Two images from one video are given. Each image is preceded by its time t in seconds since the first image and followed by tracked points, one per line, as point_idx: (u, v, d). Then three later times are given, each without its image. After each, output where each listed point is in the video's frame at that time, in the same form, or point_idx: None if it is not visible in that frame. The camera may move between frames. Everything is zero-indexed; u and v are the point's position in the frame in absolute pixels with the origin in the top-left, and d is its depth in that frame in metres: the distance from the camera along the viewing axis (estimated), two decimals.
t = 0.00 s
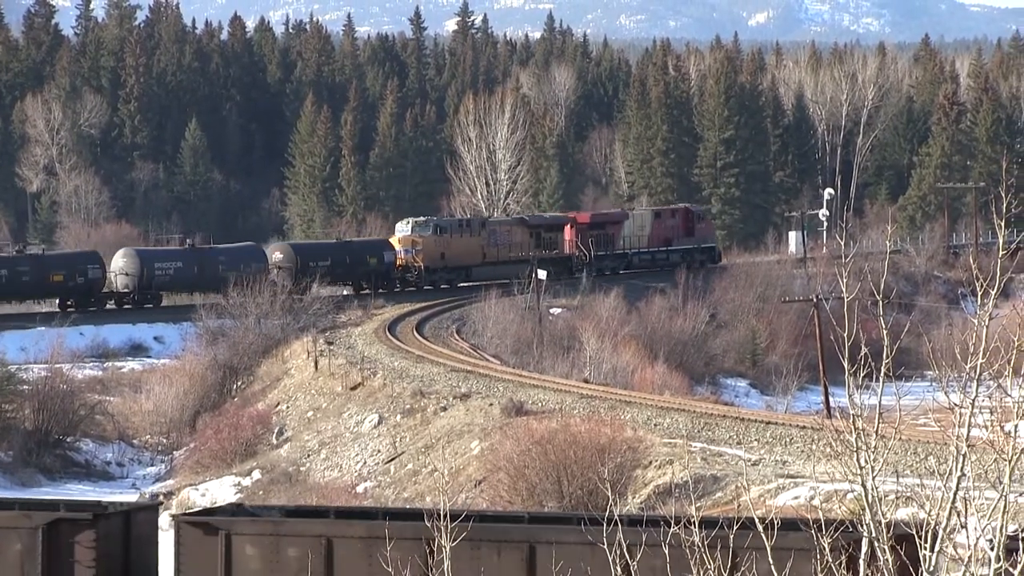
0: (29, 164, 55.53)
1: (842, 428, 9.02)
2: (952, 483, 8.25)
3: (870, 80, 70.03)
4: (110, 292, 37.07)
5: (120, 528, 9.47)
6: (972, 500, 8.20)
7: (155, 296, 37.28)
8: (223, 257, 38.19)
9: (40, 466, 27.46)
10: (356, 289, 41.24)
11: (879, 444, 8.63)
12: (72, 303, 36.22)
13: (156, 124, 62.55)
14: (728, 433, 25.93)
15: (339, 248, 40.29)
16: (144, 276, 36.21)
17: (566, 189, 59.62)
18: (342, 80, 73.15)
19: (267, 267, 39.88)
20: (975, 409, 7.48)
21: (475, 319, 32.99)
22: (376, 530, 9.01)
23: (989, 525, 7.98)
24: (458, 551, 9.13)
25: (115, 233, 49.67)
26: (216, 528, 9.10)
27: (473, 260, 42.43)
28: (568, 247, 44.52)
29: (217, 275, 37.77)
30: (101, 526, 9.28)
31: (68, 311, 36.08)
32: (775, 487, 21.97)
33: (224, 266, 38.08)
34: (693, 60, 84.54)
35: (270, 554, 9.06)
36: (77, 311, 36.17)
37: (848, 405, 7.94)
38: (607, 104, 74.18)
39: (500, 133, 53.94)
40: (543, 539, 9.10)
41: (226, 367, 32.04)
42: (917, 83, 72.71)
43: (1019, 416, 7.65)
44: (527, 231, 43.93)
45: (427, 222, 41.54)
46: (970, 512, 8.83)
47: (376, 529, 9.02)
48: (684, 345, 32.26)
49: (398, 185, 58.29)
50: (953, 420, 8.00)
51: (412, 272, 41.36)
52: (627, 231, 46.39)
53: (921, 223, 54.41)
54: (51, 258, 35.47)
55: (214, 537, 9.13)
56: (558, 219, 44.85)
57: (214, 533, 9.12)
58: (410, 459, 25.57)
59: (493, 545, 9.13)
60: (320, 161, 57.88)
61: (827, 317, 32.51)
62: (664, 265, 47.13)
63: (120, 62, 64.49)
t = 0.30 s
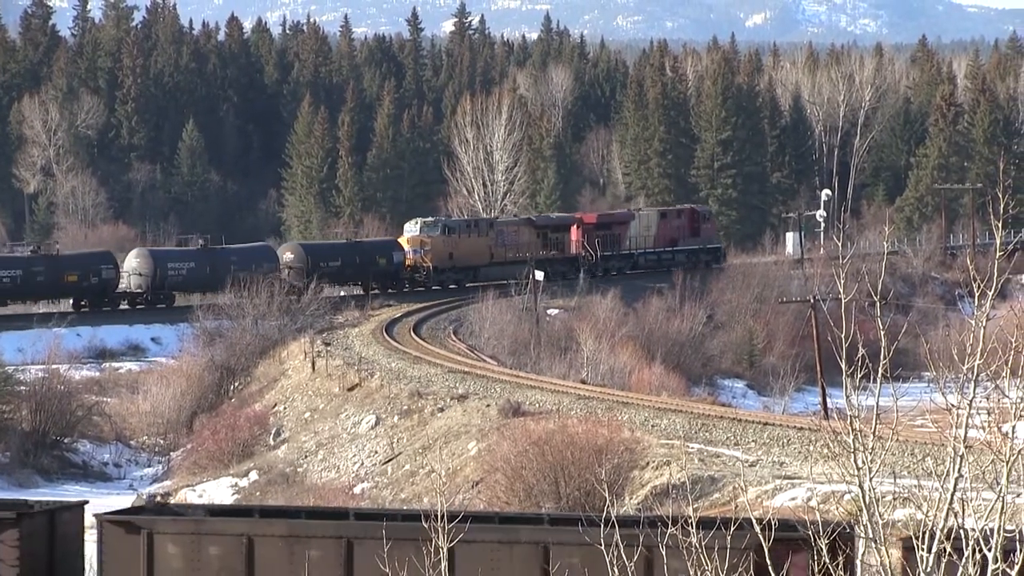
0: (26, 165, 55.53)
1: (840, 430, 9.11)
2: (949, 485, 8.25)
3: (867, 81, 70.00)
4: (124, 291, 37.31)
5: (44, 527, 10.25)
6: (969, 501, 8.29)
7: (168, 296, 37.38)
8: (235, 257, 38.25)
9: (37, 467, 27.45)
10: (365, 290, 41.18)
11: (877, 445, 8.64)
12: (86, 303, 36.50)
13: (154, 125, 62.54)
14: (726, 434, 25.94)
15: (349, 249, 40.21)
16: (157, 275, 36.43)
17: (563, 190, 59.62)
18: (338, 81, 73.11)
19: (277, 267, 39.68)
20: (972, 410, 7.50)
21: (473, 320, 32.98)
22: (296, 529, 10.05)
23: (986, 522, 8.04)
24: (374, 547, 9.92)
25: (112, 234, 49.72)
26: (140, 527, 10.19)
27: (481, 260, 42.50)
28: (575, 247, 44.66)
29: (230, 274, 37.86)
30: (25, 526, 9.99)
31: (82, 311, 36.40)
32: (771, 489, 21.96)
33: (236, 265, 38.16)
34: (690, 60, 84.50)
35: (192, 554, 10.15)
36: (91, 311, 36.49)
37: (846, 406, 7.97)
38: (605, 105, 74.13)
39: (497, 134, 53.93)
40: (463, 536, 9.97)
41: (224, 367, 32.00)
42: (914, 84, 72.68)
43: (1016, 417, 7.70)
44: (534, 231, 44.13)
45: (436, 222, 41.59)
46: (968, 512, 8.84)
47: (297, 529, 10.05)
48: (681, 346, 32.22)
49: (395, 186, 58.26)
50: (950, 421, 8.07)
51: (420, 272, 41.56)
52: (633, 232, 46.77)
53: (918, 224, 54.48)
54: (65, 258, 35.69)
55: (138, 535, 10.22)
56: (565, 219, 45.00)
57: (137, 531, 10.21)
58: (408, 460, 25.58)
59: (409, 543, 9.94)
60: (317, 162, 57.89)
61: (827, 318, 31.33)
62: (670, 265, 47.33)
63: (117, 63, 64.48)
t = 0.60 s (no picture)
0: (23, 166, 55.45)
1: (836, 429, 9.09)
2: (944, 485, 8.23)
3: (863, 82, 69.99)
4: (136, 292, 37.36)
5: None
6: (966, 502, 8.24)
7: (179, 296, 37.47)
8: (245, 257, 38.35)
9: (33, 469, 27.38)
10: (373, 289, 41.67)
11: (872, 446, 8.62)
12: (99, 303, 36.60)
13: (150, 127, 62.44)
14: (722, 435, 25.93)
15: (356, 249, 40.46)
16: (169, 276, 36.56)
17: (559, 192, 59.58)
18: (334, 83, 73.03)
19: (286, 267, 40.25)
20: (968, 411, 7.47)
21: (469, 322, 32.94)
22: (218, 528, 10.23)
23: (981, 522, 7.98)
24: (296, 546, 10.11)
25: (108, 236, 49.71)
26: (62, 527, 10.31)
27: (487, 261, 42.42)
28: (580, 248, 45.00)
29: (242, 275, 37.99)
30: None
31: (95, 311, 36.50)
32: (768, 489, 21.93)
33: (247, 266, 38.28)
34: (687, 62, 84.44)
35: (114, 553, 10.32)
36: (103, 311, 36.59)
37: (841, 408, 7.92)
38: (601, 107, 74.07)
39: (493, 135, 53.89)
40: (380, 536, 10.10)
41: (220, 369, 31.96)
42: (910, 86, 72.64)
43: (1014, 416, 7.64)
44: (540, 231, 44.14)
45: (443, 223, 41.59)
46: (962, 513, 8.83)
47: (217, 528, 10.23)
48: (677, 347, 32.22)
49: (391, 187, 58.20)
50: (948, 422, 8.01)
51: (428, 272, 41.66)
52: (638, 232, 47.28)
53: (914, 226, 54.49)
54: (78, 258, 35.69)
55: (61, 535, 10.33)
56: (570, 220, 45.14)
57: (60, 530, 10.32)
58: (404, 462, 25.56)
59: (330, 543, 10.13)
60: (313, 164, 57.84)
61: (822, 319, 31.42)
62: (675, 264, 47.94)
63: (113, 64, 64.38)
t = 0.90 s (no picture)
0: (13, 166, 55.35)
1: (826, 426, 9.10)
2: (936, 485, 8.22)
3: (854, 82, 70.04)
4: (142, 291, 37.26)
5: None
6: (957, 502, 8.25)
7: (185, 296, 37.43)
8: (251, 257, 38.27)
9: (24, 469, 27.29)
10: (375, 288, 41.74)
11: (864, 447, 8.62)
12: (105, 303, 36.55)
13: (141, 127, 62.36)
14: (714, 436, 25.93)
15: (360, 248, 40.32)
16: (176, 276, 36.60)
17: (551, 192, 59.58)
18: (326, 83, 72.98)
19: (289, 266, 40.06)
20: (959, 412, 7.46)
21: (461, 322, 32.93)
22: (134, 527, 10.39)
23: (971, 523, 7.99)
24: (214, 545, 10.32)
25: (99, 237, 49.54)
26: None
27: (489, 261, 42.73)
28: (581, 248, 45.07)
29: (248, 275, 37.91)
30: None
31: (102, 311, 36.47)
32: (759, 490, 21.94)
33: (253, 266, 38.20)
34: (678, 62, 84.48)
35: (32, 552, 10.47)
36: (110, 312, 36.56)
37: (833, 409, 7.92)
38: (593, 107, 74.03)
39: (485, 135, 53.89)
40: (296, 535, 10.29)
41: (211, 370, 31.92)
42: (902, 86, 72.71)
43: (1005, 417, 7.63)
44: (542, 231, 44.33)
45: (445, 223, 41.85)
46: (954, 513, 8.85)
47: (134, 527, 10.40)
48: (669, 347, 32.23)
49: (383, 187, 58.07)
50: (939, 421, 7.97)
51: (431, 272, 41.81)
52: (638, 232, 47.48)
53: (905, 226, 54.51)
54: (86, 258, 35.70)
55: None
56: (571, 220, 45.24)
57: None
58: (395, 462, 25.58)
59: (246, 543, 10.32)
60: (305, 164, 57.80)
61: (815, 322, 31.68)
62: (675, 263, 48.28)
63: (104, 64, 64.30)
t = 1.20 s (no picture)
0: None
1: (810, 431, 9.18)
2: (920, 486, 8.27)
3: (837, 83, 70.11)
4: (141, 292, 37.33)
5: None
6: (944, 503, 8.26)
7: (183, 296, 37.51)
8: (248, 257, 38.33)
9: (7, 471, 27.23)
10: (370, 288, 41.63)
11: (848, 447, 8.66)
12: (105, 303, 36.56)
13: (124, 128, 62.29)
14: (697, 437, 25.98)
15: (356, 249, 40.28)
16: (174, 276, 36.71)
17: (535, 193, 59.58)
18: (309, 85, 72.98)
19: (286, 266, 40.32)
20: (944, 411, 7.49)
21: (444, 323, 32.93)
22: (45, 527, 10.61)
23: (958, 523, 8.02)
24: (124, 545, 10.58)
25: (83, 237, 49.45)
26: None
27: (484, 261, 42.67)
28: (574, 249, 45.16)
29: (246, 275, 37.98)
30: None
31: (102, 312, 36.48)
32: (743, 490, 21.99)
33: (251, 266, 38.26)
34: (662, 63, 84.59)
35: None
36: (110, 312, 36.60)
37: (817, 409, 7.96)
38: (576, 108, 73.99)
39: (468, 137, 53.91)
40: (205, 535, 10.54)
41: (194, 371, 31.91)
42: (885, 87, 72.81)
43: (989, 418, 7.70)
44: (535, 232, 44.43)
45: (440, 223, 41.84)
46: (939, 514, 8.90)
47: (44, 527, 10.62)
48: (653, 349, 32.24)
49: (366, 189, 58.05)
50: (925, 422, 7.99)
51: (426, 273, 41.75)
52: (630, 233, 47.57)
53: (889, 227, 54.46)
54: (86, 258, 35.81)
55: None
56: (564, 220, 45.37)
57: None
58: (378, 463, 25.60)
59: (155, 542, 10.57)
60: (288, 165, 57.77)
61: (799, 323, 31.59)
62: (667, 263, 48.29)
63: (87, 65, 64.27)
